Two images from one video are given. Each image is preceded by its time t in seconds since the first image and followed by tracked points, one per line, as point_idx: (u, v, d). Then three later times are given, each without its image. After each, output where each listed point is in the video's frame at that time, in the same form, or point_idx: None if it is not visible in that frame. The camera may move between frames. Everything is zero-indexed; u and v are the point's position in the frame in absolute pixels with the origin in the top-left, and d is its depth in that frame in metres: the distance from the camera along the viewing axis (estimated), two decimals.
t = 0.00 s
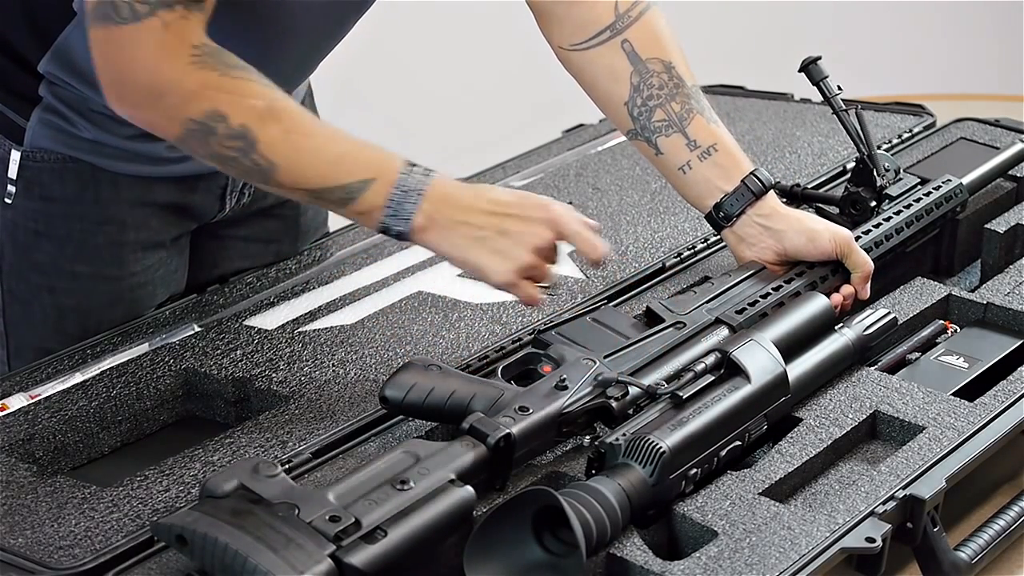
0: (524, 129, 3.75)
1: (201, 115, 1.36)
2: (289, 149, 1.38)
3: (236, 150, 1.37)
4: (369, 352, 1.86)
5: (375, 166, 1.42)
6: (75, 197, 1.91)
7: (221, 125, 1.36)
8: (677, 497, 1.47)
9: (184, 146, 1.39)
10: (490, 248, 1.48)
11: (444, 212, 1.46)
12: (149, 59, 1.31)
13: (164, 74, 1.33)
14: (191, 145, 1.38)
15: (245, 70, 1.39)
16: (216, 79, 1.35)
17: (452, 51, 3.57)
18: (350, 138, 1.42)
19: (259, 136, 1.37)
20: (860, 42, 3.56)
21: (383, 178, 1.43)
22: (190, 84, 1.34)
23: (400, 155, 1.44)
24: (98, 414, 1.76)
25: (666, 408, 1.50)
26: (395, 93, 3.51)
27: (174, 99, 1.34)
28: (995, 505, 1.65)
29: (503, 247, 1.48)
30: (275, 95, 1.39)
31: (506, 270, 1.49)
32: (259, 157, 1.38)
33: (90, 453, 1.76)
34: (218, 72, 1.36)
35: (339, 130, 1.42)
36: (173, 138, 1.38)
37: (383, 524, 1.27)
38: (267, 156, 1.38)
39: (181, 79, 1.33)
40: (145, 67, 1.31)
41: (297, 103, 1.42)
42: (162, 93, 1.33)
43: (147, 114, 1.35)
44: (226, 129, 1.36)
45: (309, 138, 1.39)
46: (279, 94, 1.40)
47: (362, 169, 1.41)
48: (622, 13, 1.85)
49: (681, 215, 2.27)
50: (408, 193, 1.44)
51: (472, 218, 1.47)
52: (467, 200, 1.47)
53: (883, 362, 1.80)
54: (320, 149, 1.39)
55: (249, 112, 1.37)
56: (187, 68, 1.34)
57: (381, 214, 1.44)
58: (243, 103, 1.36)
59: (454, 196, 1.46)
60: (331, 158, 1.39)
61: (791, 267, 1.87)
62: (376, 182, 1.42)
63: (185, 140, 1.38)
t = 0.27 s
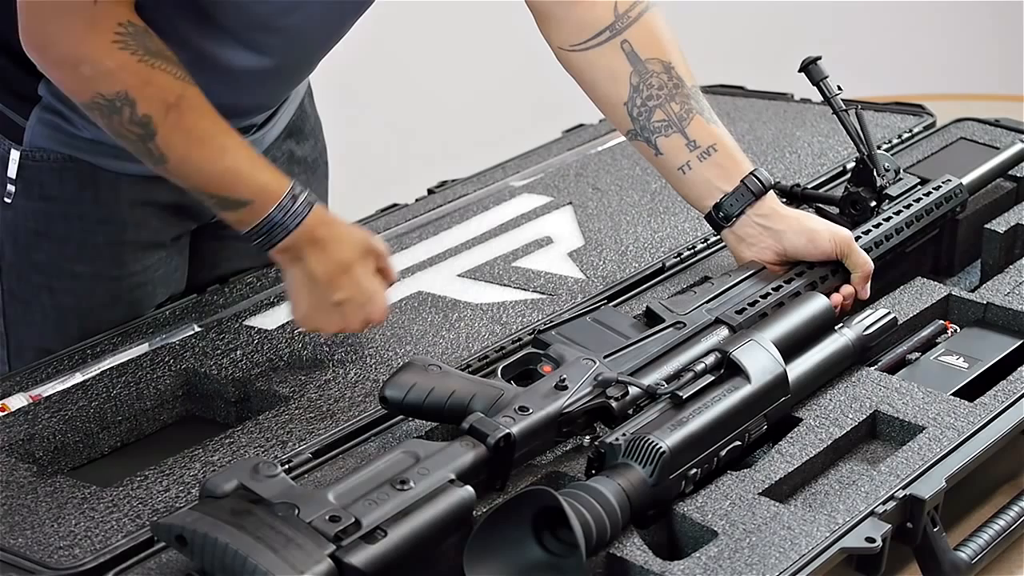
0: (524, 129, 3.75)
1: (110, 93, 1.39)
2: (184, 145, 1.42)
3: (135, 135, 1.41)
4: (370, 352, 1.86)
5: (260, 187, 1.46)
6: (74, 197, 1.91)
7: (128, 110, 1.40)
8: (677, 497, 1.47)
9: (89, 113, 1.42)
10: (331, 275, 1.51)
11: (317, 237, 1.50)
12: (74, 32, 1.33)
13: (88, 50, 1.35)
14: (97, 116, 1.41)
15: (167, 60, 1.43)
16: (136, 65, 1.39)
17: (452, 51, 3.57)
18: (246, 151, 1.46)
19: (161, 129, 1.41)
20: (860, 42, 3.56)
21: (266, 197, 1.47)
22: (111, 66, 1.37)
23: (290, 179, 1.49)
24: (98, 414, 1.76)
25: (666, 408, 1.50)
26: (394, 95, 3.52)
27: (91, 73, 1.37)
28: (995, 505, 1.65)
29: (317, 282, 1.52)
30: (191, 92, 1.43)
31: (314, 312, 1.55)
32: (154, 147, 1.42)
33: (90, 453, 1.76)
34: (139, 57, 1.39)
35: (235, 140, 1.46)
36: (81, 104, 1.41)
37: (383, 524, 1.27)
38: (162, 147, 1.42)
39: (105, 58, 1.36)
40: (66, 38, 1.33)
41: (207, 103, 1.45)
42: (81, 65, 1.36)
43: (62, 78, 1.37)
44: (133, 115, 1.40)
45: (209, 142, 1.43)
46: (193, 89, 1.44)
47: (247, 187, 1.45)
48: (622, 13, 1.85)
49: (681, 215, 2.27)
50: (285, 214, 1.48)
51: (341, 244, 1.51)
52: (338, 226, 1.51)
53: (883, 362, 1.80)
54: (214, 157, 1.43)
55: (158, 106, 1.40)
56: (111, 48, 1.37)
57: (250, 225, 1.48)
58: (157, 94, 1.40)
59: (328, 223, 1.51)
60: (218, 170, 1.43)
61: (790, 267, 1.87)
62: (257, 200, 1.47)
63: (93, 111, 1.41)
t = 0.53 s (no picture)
0: (524, 129, 3.75)
1: (118, 98, 1.50)
2: (181, 156, 1.54)
3: (136, 140, 1.52)
4: (370, 352, 1.86)
5: (251, 215, 1.61)
6: (74, 197, 1.92)
7: (134, 116, 1.51)
8: (677, 497, 1.47)
9: (98, 109, 1.52)
10: (304, 305, 1.73)
11: (291, 268, 1.69)
12: (93, 34, 1.43)
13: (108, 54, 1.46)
14: (104, 114, 1.51)
15: (179, 77, 1.54)
16: (147, 75, 1.50)
17: (451, 51, 3.57)
18: (242, 180, 1.60)
19: (161, 138, 1.53)
20: (860, 43, 3.56)
21: (256, 225, 1.62)
22: (126, 70, 1.48)
23: (280, 213, 1.64)
24: (98, 415, 1.76)
25: (666, 408, 1.50)
26: (394, 96, 3.53)
27: (105, 76, 1.47)
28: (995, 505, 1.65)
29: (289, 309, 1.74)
30: (196, 110, 1.55)
31: (285, 338, 1.78)
32: (153, 157, 1.54)
33: (90, 453, 1.76)
34: (152, 67, 1.50)
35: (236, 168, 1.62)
36: (91, 102, 1.51)
37: (383, 524, 1.27)
38: (161, 159, 1.55)
39: (119, 62, 1.47)
40: (81, 37, 1.42)
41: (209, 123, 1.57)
42: (97, 67, 1.47)
43: (77, 76, 1.48)
44: (137, 121, 1.51)
45: (206, 161, 1.56)
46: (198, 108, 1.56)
47: (239, 213, 1.60)
48: (621, 13, 1.85)
49: (681, 215, 2.27)
50: (273, 242, 1.65)
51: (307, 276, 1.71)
52: (316, 260, 1.71)
53: (883, 362, 1.80)
54: (208, 178, 1.56)
55: (160, 116, 1.51)
56: (123, 54, 1.47)
57: (238, 247, 1.64)
58: (162, 104, 1.51)
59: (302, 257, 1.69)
60: (212, 193, 1.57)
61: (790, 267, 1.87)
62: (248, 226, 1.62)
63: (101, 110, 1.51)
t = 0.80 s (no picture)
0: (524, 129, 3.75)
1: (119, 98, 1.50)
2: (182, 157, 1.54)
3: (137, 140, 1.52)
4: (370, 352, 1.86)
5: (250, 215, 1.61)
6: (74, 197, 1.92)
7: (134, 116, 1.51)
8: (677, 497, 1.47)
9: (97, 109, 1.52)
10: (304, 305, 1.72)
11: (291, 269, 1.69)
12: (94, 34, 1.43)
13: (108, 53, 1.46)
14: (104, 114, 1.51)
15: (179, 77, 1.54)
16: (147, 75, 1.50)
17: (451, 51, 3.57)
18: (242, 181, 1.60)
19: (161, 138, 1.53)
20: (859, 42, 3.56)
21: (255, 226, 1.62)
22: (126, 70, 1.48)
23: (280, 214, 1.64)
24: (98, 415, 1.76)
25: (666, 408, 1.50)
26: (394, 95, 3.53)
27: (105, 76, 1.47)
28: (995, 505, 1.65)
29: (290, 310, 1.73)
30: (196, 110, 1.55)
31: (286, 339, 1.78)
32: (153, 157, 1.54)
33: (90, 453, 1.76)
34: (152, 67, 1.50)
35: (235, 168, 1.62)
36: (91, 102, 1.51)
37: (383, 524, 1.27)
38: (161, 159, 1.55)
39: (119, 62, 1.47)
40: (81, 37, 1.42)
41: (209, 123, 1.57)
42: (97, 67, 1.46)
43: (78, 75, 1.48)
44: (138, 122, 1.51)
45: (206, 161, 1.56)
46: (198, 108, 1.56)
47: (239, 213, 1.60)
48: (621, 13, 1.85)
49: (681, 215, 2.27)
50: (272, 243, 1.65)
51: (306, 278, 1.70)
52: (317, 261, 1.71)
53: (883, 362, 1.80)
54: (208, 178, 1.56)
55: (161, 117, 1.51)
56: (124, 54, 1.47)
57: (238, 248, 1.64)
58: (162, 104, 1.51)
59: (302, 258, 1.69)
60: (212, 193, 1.57)
61: (790, 267, 1.87)
62: (247, 227, 1.62)
63: (101, 109, 1.51)
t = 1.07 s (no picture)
0: (524, 129, 3.75)
1: (118, 99, 1.50)
2: (181, 157, 1.55)
3: (136, 141, 1.53)
4: (370, 352, 1.87)
5: (250, 215, 1.61)
6: (73, 197, 1.91)
7: (133, 118, 1.51)
8: (677, 497, 1.47)
9: (97, 110, 1.52)
10: (304, 305, 1.73)
11: (291, 269, 1.69)
12: (93, 37, 1.43)
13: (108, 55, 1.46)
14: (103, 115, 1.52)
15: (178, 78, 1.54)
16: (147, 76, 1.50)
17: (451, 52, 3.57)
18: (242, 181, 1.61)
19: (161, 139, 1.53)
20: (860, 42, 3.56)
21: (255, 226, 1.63)
22: (125, 71, 1.48)
23: (279, 214, 1.65)
24: (98, 415, 1.76)
25: (666, 408, 1.50)
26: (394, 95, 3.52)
27: (104, 77, 1.47)
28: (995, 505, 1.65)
29: (289, 310, 1.74)
30: (195, 110, 1.55)
31: (286, 339, 1.78)
32: (153, 158, 1.55)
33: (90, 453, 1.76)
34: (151, 68, 1.50)
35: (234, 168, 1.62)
36: (90, 103, 1.51)
37: (383, 524, 1.27)
38: (161, 159, 1.55)
39: (119, 63, 1.47)
40: (79, 39, 1.42)
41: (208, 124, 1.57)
42: (96, 69, 1.46)
43: (77, 77, 1.48)
44: (137, 122, 1.51)
45: (206, 162, 1.56)
46: (197, 109, 1.56)
47: (238, 214, 1.61)
48: (621, 13, 1.85)
49: (681, 215, 2.27)
50: (271, 243, 1.65)
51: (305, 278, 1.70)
52: (317, 262, 1.71)
53: (883, 362, 1.80)
54: (208, 179, 1.57)
55: (160, 117, 1.52)
56: (123, 55, 1.47)
57: (237, 248, 1.64)
58: (161, 105, 1.52)
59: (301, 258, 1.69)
60: (211, 194, 1.57)
61: (790, 267, 1.87)
62: (247, 227, 1.62)
63: (100, 110, 1.51)
